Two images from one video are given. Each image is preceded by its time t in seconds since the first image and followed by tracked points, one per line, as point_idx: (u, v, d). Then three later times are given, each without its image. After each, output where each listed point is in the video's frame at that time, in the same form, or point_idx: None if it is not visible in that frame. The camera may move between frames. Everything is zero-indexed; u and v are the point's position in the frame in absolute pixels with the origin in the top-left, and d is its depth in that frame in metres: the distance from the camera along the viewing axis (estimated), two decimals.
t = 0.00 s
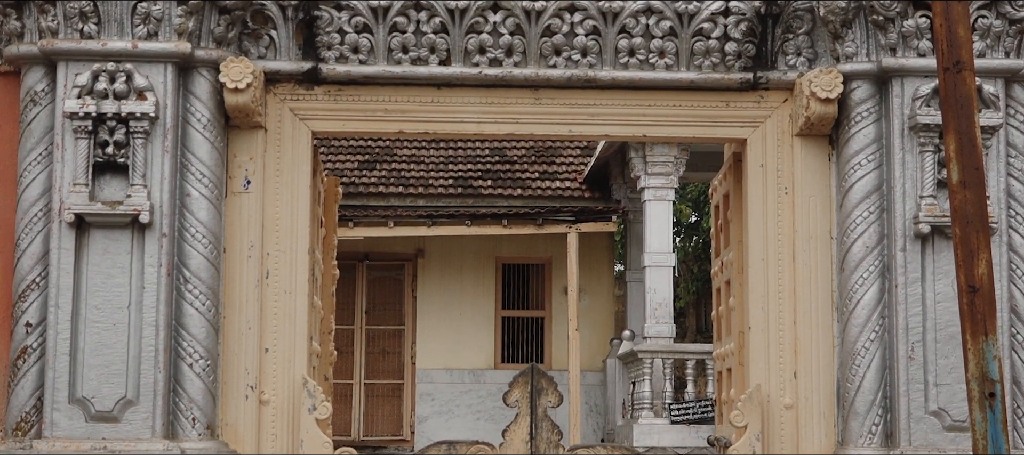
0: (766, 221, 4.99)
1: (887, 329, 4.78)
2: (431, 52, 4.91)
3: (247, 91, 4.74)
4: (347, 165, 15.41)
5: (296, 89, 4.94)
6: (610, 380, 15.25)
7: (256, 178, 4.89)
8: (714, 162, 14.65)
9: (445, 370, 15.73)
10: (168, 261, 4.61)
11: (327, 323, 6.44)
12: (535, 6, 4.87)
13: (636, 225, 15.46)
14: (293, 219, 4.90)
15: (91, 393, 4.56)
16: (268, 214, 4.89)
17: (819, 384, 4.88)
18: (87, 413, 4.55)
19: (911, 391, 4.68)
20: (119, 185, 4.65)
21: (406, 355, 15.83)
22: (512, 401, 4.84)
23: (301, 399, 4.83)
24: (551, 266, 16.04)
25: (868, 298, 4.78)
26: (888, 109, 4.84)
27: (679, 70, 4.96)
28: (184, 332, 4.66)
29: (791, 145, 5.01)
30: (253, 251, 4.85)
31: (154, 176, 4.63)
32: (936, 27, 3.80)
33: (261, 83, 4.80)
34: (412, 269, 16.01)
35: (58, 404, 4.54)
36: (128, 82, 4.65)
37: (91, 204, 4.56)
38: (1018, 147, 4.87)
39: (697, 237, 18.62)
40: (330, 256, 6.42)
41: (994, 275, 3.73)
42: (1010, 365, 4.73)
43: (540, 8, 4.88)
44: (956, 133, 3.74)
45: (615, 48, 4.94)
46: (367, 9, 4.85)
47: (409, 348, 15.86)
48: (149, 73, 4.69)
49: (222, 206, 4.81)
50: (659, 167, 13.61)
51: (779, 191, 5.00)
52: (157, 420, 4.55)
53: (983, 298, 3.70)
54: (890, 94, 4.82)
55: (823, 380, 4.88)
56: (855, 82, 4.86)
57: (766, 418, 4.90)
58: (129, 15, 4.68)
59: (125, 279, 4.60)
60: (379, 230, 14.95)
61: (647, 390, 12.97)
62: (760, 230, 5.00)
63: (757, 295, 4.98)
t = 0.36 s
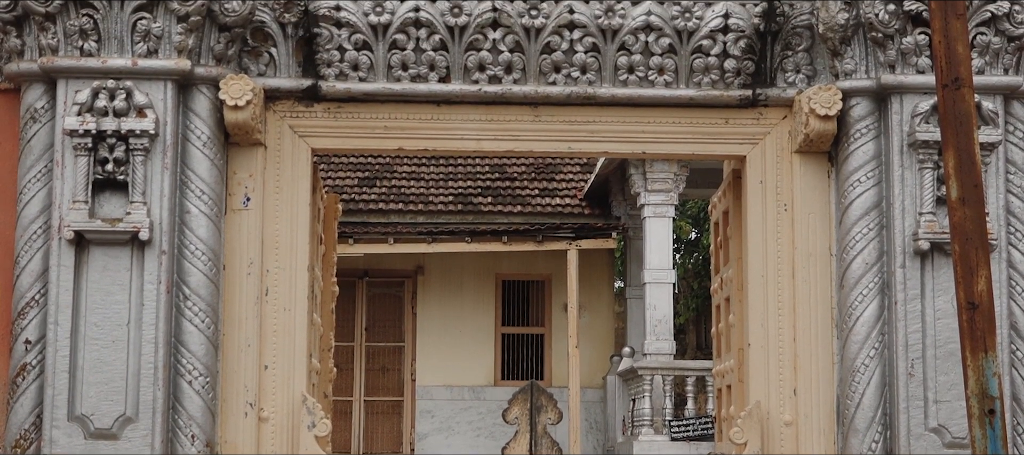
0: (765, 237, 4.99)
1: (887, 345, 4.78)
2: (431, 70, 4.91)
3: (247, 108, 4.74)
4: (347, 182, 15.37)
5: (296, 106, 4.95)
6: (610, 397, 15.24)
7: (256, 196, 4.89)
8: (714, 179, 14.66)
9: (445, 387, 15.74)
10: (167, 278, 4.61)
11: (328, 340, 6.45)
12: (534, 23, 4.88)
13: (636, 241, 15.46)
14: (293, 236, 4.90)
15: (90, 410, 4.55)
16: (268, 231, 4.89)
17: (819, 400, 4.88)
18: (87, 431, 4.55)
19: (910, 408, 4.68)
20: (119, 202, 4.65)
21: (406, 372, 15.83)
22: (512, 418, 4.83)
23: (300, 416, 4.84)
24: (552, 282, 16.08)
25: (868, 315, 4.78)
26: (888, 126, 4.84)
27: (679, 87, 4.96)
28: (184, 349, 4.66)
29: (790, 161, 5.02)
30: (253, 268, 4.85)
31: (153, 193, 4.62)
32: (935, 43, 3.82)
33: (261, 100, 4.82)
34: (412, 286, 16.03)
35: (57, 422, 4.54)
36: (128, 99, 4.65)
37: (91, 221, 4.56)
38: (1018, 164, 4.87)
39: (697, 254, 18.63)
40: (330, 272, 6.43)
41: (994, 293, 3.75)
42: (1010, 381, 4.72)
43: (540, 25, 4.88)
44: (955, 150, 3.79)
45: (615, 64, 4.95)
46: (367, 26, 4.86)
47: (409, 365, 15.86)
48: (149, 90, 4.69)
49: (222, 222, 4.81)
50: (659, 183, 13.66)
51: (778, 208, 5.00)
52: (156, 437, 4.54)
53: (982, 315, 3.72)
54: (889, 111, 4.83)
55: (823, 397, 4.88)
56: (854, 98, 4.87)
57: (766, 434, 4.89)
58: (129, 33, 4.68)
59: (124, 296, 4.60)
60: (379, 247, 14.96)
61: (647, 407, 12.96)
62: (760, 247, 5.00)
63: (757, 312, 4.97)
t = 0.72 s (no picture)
0: (766, 253, 4.99)
1: (888, 361, 4.78)
2: (431, 85, 4.92)
3: (248, 123, 4.74)
4: (347, 197, 15.36)
5: (296, 121, 4.95)
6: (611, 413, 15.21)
7: (256, 211, 4.89)
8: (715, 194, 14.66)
9: (446, 402, 16.25)
10: (168, 293, 4.61)
11: (328, 355, 6.45)
12: (535, 38, 4.89)
13: (637, 257, 15.46)
14: (293, 252, 4.90)
15: (91, 426, 4.55)
16: (268, 246, 4.89)
17: (820, 416, 4.87)
18: (87, 446, 4.53)
19: (911, 423, 4.67)
20: (119, 217, 4.65)
21: (406, 388, 16.28)
22: (512, 434, 4.89)
23: (301, 431, 4.83)
24: (551, 298, 16.54)
25: (869, 330, 4.78)
26: (888, 142, 4.85)
27: (680, 102, 4.96)
28: (184, 365, 4.65)
29: (791, 176, 5.02)
30: (253, 284, 4.85)
31: (154, 208, 4.63)
32: (935, 58, 3.87)
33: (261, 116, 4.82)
34: (412, 302, 16.47)
35: (57, 437, 4.52)
36: (128, 114, 4.66)
37: (91, 236, 4.56)
38: (1018, 179, 4.87)
39: (699, 270, 18.65)
40: (331, 287, 6.43)
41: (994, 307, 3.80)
42: (1011, 397, 4.71)
43: (540, 41, 4.89)
44: (956, 166, 3.82)
45: (615, 80, 4.95)
46: (367, 42, 4.87)
47: (409, 380, 16.29)
48: (150, 105, 4.69)
49: (222, 238, 4.81)
50: (660, 199, 13.62)
51: (778, 223, 5.00)
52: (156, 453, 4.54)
53: (984, 330, 3.77)
54: (890, 126, 4.83)
55: (824, 412, 4.87)
56: (855, 114, 4.87)
57: (767, 450, 4.89)
58: (130, 48, 4.68)
59: (125, 312, 4.60)
60: (380, 262, 14.96)
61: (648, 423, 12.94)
62: (761, 262, 5.00)
63: (757, 327, 4.97)
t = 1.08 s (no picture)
0: (766, 269, 4.99)
1: (888, 378, 4.77)
2: (432, 101, 4.92)
3: (248, 140, 4.75)
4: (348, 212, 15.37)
5: (297, 138, 4.96)
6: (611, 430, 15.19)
7: (257, 227, 4.89)
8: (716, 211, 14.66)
9: (446, 419, 16.31)
10: (168, 310, 4.61)
11: (328, 371, 6.44)
12: (535, 55, 4.89)
13: (637, 273, 15.46)
14: (293, 268, 4.91)
15: (91, 442, 4.55)
16: (268, 263, 4.89)
17: (820, 433, 4.86)
18: None
19: (912, 440, 4.66)
20: (120, 233, 4.65)
21: (407, 404, 16.42)
22: (513, 450, 4.84)
23: (301, 448, 4.83)
24: (552, 314, 16.64)
25: (869, 346, 4.78)
26: (888, 158, 4.85)
27: (680, 119, 4.97)
28: (184, 381, 4.65)
29: (791, 192, 5.02)
30: (254, 300, 4.84)
31: (155, 224, 4.63)
32: (935, 75, 3.89)
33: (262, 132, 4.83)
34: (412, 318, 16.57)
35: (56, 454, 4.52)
36: (129, 130, 4.67)
37: (92, 252, 4.56)
38: (1018, 195, 4.87)
39: (699, 287, 18.64)
40: (331, 304, 6.42)
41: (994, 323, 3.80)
42: (1011, 414, 4.71)
43: (541, 57, 4.89)
44: (956, 182, 3.82)
45: (615, 96, 4.96)
46: (367, 58, 4.87)
47: (409, 397, 16.42)
48: (151, 122, 4.70)
49: (223, 254, 4.81)
50: (660, 214, 13.68)
51: (779, 239, 5.00)
52: None
53: (984, 347, 3.78)
54: (890, 142, 4.83)
55: (824, 429, 4.86)
56: (855, 130, 4.87)
57: None
58: (130, 65, 4.69)
59: (125, 328, 4.60)
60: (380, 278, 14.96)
61: (649, 439, 12.94)
62: (761, 278, 4.99)
63: (758, 344, 4.96)
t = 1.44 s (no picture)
0: (766, 286, 4.98)
1: (889, 395, 4.77)
2: (432, 119, 4.92)
3: (249, 158, 4.75)
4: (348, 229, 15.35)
5: (297, 155, 4.96)
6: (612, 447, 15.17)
7: (257, 244, 4.89)
8: (717, 228, 14.66)
9: (446, 436, 16.34)
10: (168, 328, 4.60)
11: (328, 388, 6.43)
12: (536, 72, 4.90)
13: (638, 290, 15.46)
14: (293, 286, 4.90)
15: None
16: (268, 280, 4.89)
17: (821, 450, 4.85)
18: None
19: None
20: (120, 250, 4.65)
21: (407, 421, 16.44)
22: None
23: None
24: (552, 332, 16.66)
25: (870, 364, 4.77)
26: (889, 176, 4.85)
27: (680, 136, 4.96)
28: (184, 399, 4.64)
29: (791, 209, 5.02)
30: (254, 317, 4.84)
31: (155, 242, 4.63)
32: (936, 92, 3.90)
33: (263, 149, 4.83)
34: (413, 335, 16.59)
35: None
36: (129, 148, 4.67)
37: (92, 269, 4.55)
38: (1019, 213, 4.87)
39: (699, 303, 18.65)
40: (331, 322, 6.42)
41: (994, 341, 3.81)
42: (1012, 431, 4.70)
43: (541, 74, 4.90)
44: (956, 200, 3.82)
45: (616, 113, 4.96)
46: (368, 75, 4.87)
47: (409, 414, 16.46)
48: (151, 139, 4.70)
49: (222, 271, 4.80)
50: (660, 232, 13.63)
51: (779, 257, 5.00)
52: None
53: (985, 364, 3.79)
54: (890, 160, 4.84)
55: (825, 447, 4.86)
56: (855, 148, 4.88)
57: None
58: (131, 82, 4.69)
59: (125, 346, 4.60)
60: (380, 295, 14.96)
61: None
62: (761, 295, 4.98)
63: (758, 361, 4.96)
